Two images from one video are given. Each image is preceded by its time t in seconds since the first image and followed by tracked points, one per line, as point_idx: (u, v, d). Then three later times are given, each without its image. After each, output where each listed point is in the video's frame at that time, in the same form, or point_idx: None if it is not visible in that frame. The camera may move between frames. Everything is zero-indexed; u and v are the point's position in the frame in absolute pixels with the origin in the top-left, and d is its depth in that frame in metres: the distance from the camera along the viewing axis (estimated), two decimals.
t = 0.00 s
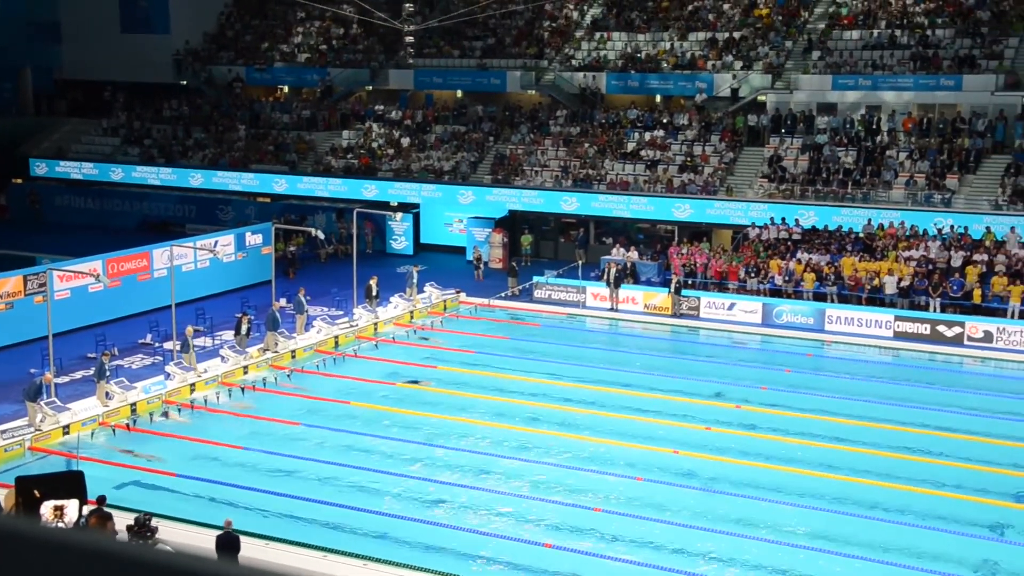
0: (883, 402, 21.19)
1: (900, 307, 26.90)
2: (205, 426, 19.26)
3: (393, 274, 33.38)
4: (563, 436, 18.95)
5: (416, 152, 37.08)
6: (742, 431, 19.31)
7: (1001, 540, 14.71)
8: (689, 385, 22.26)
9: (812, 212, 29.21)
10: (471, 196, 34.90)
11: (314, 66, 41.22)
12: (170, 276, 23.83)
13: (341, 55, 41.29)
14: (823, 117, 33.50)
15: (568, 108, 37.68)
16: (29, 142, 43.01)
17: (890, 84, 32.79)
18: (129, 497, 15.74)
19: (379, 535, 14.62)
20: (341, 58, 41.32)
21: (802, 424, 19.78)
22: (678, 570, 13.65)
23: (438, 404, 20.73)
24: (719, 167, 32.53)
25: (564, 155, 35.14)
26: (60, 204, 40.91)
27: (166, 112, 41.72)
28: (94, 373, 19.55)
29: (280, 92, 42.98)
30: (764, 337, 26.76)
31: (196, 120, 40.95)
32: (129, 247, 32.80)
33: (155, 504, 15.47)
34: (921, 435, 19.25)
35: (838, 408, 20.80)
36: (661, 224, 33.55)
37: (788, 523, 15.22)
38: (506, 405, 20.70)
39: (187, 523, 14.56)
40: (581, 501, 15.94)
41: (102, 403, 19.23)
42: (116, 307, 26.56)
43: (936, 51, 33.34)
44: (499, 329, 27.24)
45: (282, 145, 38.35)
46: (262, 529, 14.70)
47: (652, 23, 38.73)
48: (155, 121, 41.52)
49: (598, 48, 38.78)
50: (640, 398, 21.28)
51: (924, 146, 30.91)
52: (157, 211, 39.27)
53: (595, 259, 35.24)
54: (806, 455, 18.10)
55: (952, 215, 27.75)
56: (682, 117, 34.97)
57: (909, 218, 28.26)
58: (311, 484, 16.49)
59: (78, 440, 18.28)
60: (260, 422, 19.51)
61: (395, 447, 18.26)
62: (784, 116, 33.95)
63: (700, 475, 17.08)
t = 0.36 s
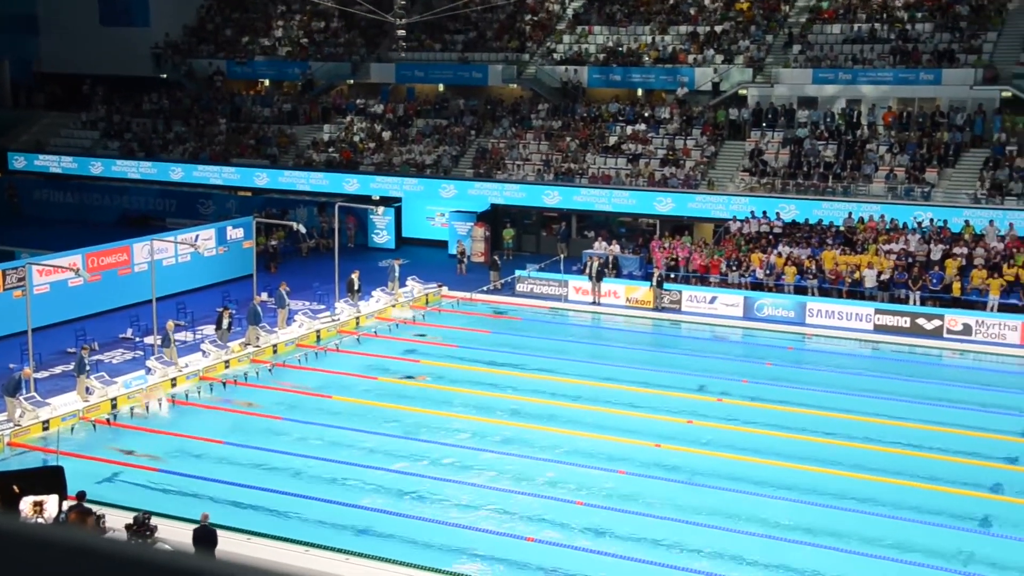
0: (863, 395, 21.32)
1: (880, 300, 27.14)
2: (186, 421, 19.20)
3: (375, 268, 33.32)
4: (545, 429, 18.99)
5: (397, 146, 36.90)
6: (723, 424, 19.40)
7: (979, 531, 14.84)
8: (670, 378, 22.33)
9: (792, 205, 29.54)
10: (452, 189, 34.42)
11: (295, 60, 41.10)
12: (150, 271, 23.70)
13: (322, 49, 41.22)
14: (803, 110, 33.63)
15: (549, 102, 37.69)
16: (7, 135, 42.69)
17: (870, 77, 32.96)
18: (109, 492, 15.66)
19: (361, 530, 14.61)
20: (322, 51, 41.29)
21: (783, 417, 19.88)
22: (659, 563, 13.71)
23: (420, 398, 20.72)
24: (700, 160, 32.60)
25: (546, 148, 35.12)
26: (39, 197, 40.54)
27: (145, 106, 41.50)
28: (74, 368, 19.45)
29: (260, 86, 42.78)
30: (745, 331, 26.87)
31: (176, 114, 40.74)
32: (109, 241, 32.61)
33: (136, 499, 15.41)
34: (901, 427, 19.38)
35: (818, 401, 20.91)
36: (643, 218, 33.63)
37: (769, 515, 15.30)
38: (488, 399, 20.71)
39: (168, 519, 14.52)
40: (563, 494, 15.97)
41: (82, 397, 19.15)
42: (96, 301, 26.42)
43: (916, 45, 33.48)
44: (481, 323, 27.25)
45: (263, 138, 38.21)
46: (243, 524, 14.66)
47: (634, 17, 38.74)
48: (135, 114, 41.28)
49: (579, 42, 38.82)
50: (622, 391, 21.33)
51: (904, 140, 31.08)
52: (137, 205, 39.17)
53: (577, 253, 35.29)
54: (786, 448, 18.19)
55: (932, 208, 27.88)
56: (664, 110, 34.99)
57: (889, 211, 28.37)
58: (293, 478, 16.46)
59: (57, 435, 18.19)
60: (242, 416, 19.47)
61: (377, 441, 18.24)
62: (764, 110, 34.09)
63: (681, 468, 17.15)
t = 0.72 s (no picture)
0: (832, 385, 21.51)
1: (848, 292, 27.23)
2: (155, 418, 19.07)
3: (345, 263, 33.22)
4: (517, 422, 19.01)
5: (367, 141, 36.82)
6: (693, 415, 19.51)
7: (945, 518, 15.02)
8: (642, 370, 22.42)
9: (761, 197, 29.34)
10: (422, 183, 33.78)
11: (263, 54, 40.87)
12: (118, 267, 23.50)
13: (290, 43, 41.03)
14: (771, 103, 33.84)
15: (519, 95, 37.72)
16: None
17: (837, 69, 33.19)
18: (78, 490, 15.54)
19: (334, 524, 14.58)
20: (290, 45, 41.18)
21: (753, 408, 20.02)
22: (632, 554, 13.77)
23: (392, 392, 20.68)
24: (669, 153, 32.71)
25: (516, 142, 35.12)
26: (6, 194, 40.38)
27: (111, 101, 41.12)
28: (41, 366, 19.28)
29: (228, 80, 42.50)
30: (715, 322, 27.04)
31: (142, 108, 40.39)
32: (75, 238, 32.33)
33: (106, 497, 15.30)
34: (868, 416, 19.57)
35: (787, 391, 21.08)
36: (613, 211, 33.73)
37: (740, 505, 15.41)
38: (460, 392, 20.71)
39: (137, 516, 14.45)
40: (535, 487, 16.01)
41: (49, 395, 18.99)
42: (63, 298, 26.19)
43: (882, 37, 33.73)
44: (452, 317, 27.25)
45: (231, 134, 37.92)
46: (214, 520, 14.60)
47: (602, 9, 38.78)
48: (100, 109, 40.87)
49: (548, 35, 38.80)
50: (593, 384, 21.39)
51: (871, 131, 31.32)
52: (104, 201, 38.91)
53: (547, 246, 35.38)
54: (756, 438, 18.31)
55: (898, 198, 27.78)
56: (633, 102, 35.08)
57: (857, 202, 28.42)
58: (264, 473, 16.40)
59: (25, 434, 18.02)
60: (212, 412, 19.36)
61: (349, 436, 18.20)
62: (732, 102, 34.28)
63: (653, 460, 17.24)
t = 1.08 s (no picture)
0: (806, 377, 21.68)
1: (821, 284, 27.60)
2: (129, 415, 18.97)
3: (320, 258, 33.14)
4: (493, 417, 19.04)
5: (341, 135, 36.56)
6: (668, 409, 19.60)
7: (916, 508, 15.18)
8: (617, 365, 22.49)
9: (735, 192, 29.69)
10: (396, 178, 33.60)
11: (235, 49, 40.65)
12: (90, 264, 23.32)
13: (263, 38, 40.82)
14: (744, 97, 33.99)
15: (493, 90, 37.73)
16: None
17: (809, 63, 33.40)
18: (50, 489, 15.44)
19: (309, 521, 14.56)
20: (263, 41, 40.93)
21: (727, 401, 20.12)
22: (607, 548, 13.83)
23: (368, 388, 20.66)
24: (644, 147, 32.79)
25: (490, 136, 35.11)
26: None
27: (82, 96, 40.76)
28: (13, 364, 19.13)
29: (201, 75, 42.23)
30: (690, 316, 27.17)
31: (114, 104, 40.06)
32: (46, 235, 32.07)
33: (79, 496, 15.21)
34: (841, 408, 19.73)
35: (761, 384, 21.22)
36: (588, 205, 33.80)
37: (714, 498, 15.51)
38: (435, 388, 20.72)
39: (111, 515, 14.38)
40: (511, 482, 16.05)
41: (21, 394, 18.85)
42: (34, 296, 25.98)
43: (853, 31, 33.95)
44: (427, 312, 27.25)
45: (204, 130, 37.72)
46: (188, 518, 14.54)
47: (575, 4, 38.85)
48: (71, 105, 40.51)
49: (522, 30, 38.79)
50: (568, 378, 21.44)
51: (843, 125, 31.49)
52: (75, 197, 38.48)
53: (522, 241, 35.45)
54: (730, 431, 18.43)
55: (871, 192, 28.25)
56: (607, 97, 35.15)
57: (830, 196, 28.66)
58: (239, 470, 16.36)
59: None
60: (187, 410, 19.28)
61: (325, 432, 18.16)
62: (706, 96, 34.39)
63: (628, 453, 17.31)
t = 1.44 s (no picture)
0: (775, 373, 21.83)
1: (789, 280, 27.71)
2: (96, 416, 18.77)
3: (288, 257, 32.96)
4: (464, 415, 19.01)
5: (309, 133, 36.44)
6: (639, 406, 19.66)
7: (886, 503, 15.32)
8: (588, 361, 22.54)
9: (703, 188, 29.67)
10: (365, 176, 33.62)
11: (201, 46, 40.34)
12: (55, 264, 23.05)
13: (229, 34, 40.53)
14: (712, 93, 34.17)
15: (461, 87, 37.69)
16: None
17: (775, 60, 33.63)
18: (17, 492, 15.25)
19: (281, 522, 14.48)
20: (230, 37, 40.63)
21: (698, 397, 20.22)
22: (579, 545, 13.86)
23: (338, 387, 20.57)
24: (612, 144, 32.86)
25: (459, 133, 35.06)
26: None
27: (45, 94, 40.28)
28: None
29: (167, 72, 41.87)
30: (659, 312, 27.28)
31: (78, 101, 39.60)
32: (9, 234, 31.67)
33: (46, 498, 15.04)
34: (810, 403, 19.88)
35: (731, 380, 21.35)
36: (558, 202, 33.79)
37: (686, 494, 15.58)
38: (406, 386, 20.66)
39: (79, 517, 14.23)
40: (483, 480, 16.03)
41: None
42: None
43: (819, 29, 34.22)
44: (397, 310, 27.19)
45: (171, 127, 37.28)
46: (158, 520, 14.42)
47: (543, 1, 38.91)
48: (35, 102, 40.02)
49: (490, 27, 38.77)
50: (539, 376, 21.46)
51: (809, 121, 31.73)
52: (39, 196, 38.13)
53: (491, 238, 35.49)
54: (700, 427, 18.52)
55: (837, 188, 28.43)
56: (575, 94, 35.21)
57: (797, 192, 28.89)
58: (209, 471, 16.24)
59: None
60: (155, 410, 19.10)
61: (295, 432, 18.06)
62: (674, 93, 34.56)
63: (600, 451, 17.35)
